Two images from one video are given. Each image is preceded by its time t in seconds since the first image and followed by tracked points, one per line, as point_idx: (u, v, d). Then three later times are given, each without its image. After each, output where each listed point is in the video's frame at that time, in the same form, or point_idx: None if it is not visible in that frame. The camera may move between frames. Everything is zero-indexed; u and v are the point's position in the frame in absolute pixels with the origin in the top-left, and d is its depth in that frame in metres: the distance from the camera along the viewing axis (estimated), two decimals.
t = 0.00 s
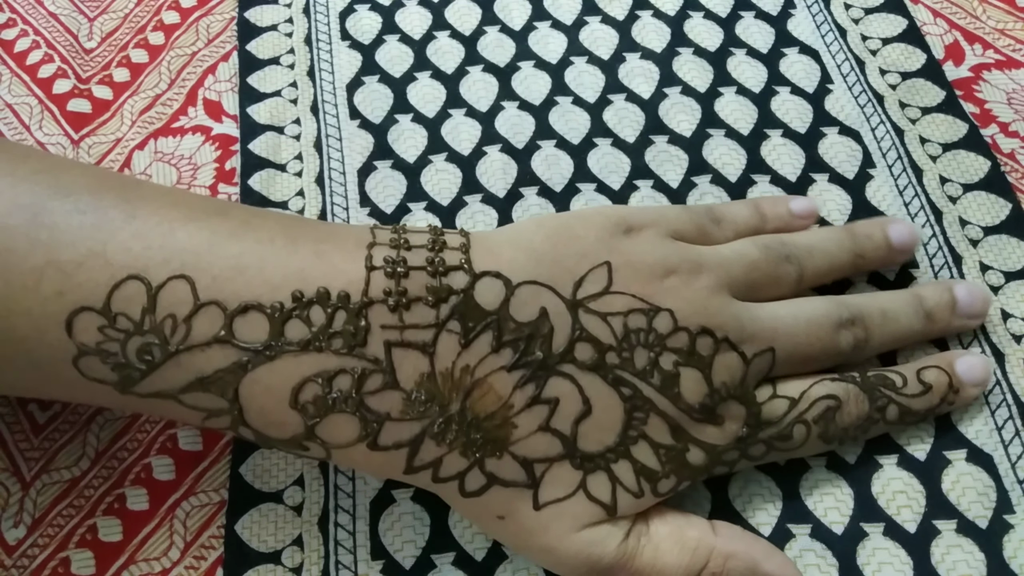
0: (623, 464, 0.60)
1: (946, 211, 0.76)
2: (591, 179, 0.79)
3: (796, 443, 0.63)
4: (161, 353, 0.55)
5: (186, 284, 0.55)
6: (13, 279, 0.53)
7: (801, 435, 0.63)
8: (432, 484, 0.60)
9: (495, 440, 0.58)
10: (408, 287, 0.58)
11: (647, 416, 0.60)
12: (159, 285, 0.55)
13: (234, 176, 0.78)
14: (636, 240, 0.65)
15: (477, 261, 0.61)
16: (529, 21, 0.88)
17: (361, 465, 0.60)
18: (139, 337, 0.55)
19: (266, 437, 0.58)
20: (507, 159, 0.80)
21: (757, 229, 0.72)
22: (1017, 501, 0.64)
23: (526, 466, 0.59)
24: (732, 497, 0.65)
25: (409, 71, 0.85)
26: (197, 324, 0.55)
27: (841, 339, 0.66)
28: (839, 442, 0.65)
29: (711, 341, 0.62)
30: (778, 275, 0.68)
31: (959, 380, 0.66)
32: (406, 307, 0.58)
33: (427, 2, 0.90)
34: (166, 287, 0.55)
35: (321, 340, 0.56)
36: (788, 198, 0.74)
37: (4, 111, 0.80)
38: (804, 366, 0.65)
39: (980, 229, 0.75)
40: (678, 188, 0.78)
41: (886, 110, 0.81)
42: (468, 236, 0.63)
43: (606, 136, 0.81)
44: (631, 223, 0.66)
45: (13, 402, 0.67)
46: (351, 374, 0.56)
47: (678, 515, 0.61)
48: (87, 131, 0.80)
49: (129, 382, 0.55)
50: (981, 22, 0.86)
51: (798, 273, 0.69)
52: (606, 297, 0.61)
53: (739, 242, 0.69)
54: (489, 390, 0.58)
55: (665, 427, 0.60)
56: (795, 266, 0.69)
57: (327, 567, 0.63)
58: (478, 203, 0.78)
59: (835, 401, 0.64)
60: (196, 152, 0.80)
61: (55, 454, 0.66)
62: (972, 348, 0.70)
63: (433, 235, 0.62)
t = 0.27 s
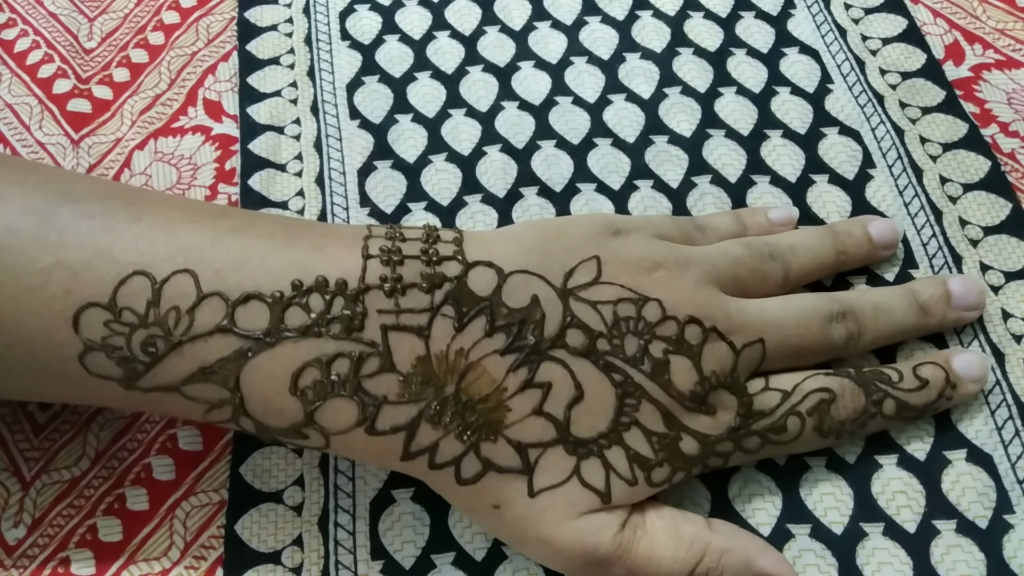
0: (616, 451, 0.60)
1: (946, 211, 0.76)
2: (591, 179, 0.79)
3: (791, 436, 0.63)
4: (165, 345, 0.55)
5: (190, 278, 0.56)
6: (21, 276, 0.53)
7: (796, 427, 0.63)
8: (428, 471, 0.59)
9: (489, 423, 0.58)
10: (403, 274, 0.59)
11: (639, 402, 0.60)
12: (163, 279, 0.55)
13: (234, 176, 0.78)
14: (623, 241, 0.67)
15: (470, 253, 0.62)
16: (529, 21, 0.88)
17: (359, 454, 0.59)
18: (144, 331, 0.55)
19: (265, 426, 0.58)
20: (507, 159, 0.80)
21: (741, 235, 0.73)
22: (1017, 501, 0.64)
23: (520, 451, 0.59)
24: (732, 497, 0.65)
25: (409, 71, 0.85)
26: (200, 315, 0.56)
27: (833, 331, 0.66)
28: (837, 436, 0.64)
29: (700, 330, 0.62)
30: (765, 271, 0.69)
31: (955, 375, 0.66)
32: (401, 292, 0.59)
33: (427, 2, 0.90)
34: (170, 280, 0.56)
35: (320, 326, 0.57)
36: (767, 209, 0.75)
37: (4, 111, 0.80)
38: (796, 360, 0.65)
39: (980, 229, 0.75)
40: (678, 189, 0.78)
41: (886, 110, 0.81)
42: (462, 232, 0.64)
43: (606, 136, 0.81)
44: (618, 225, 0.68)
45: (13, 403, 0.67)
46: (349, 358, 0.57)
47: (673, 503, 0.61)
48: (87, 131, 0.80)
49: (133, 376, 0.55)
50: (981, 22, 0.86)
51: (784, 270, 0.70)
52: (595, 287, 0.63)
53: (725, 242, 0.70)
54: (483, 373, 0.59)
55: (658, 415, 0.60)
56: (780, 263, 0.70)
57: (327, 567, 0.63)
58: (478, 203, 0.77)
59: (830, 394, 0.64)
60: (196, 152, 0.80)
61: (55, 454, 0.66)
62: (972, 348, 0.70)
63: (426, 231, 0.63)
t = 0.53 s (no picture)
0: (604, 434, 0.60)
1: (946, 211, 0.76)
2: (591, 179, 0.79)
3: (780, 437, 0.63)
4: (163, 324, 0.57)
5: (188, 260, 0.58)
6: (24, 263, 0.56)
7: (785, 428, 0.63)
8: (418, 447, 0.60)
9: (479, 398, 0.59)
10: (397, 253, 0.62)
11: (626, 387, 0.61)
12: (162, 262, 0.58)
13: (234, 176, 0.78)
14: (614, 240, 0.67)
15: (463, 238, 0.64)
16: (529, 21, 0.88)
17: (352, 429, 0.60)
18: (143, 311, 0.57)
19: (260, 401, 0.59)
20: (507, 159, 0.80)
21: (742, 238, 0.73)
22: (1017, 501, 0.64)
23: (509, 428, 0.59)
24: (732, 496, 0.65)
25: (409, 71, 0.85)
26: (198, 294, 0.58)
27: (827, 334, 0.66)
28: (826, 441, 0.64)
29: (686, 323, 0.63)
30: (762, 275, 0.69)
31: (954, 386, 0.65)
32: (394, 269, 0.61)
33: (427, 2, 0.90)
34: (169, 262, 0.58)
35: (316, 300, 0.59)
36: (770, 210, 0.75)
37: (4, 111, 0.80)
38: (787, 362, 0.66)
39: (980, 229, 0.75)
40: (678, 189, 0.78)
41: (886, 110, 0.81)
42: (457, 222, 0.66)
43: (606, 136, 0.81)
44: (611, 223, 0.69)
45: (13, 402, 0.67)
46: (343, 330, 0.59)
47: (661, 490, 0.61)
48: (87, 131, 0.80)
49: (132, 357, 0.57)
50: (981, 22, 0.86)
51: (785, 276, 0.70)
52: (585, 276, 0.64)
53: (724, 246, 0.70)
54: (473, 348, 0.60)
55: (646, 401, 0.61)
56: (780, 268, 0.70)
57: (326, 567, 0.63)
58: (478, 203, 0.77)
59: (821, 397, 0.63)
60: (196, 152, 0.80)
61: (55, 454, 0.66)
62: (972, 348, 0.70)
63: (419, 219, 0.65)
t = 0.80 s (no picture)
0: (592, 427, 0.59)
1: (946, 211, 0.76)
2: (591, 179, 0.79)
3: (770, 439, 0.62)
4: (157, 312, 0.57)
5: (182, 249, 0.58)
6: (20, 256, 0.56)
7: (776, 431, 0.62)
8: (407, 433, 0.60)
9: (468, 385, 0.59)
10: (388, 241, 0.62)
11: (616, 380, 0.60)
12: (156, 250, 0.58)
13: (234, 176, 0.78)
14: (611, 236, 0.67)
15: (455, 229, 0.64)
16: (529, 21, 0.88)
17: (343, 415, 0.60)
18: (137, 299, 0.57)
19: (251, 387, 0.59)
20: (507, 159, 0.80)
21: (743, 243, 0.73)
22: (1017, 501, 0.64)
23: (497, 416, 0.59)
24: (732, 496, 0.65)
25: (409, 71, 0.85)
26: (191, 282, 0.58)
27: (821, 349, 0.66)
28: (816, 447, 0.63)
29: (678, 320, 0.63)
30: (760, 284, 0.69)
31: (947, 401, 0.65)
32: (385, 257, 0.61)
33: (427, 2, 0.90)
34: (163, 251, 0.58)
35: (307, 287, 0.59)
36: (774, 215, 0.75)
37: (4, 111, 0.80)
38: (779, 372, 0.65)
39: (980, 229, 0.75)
40: (678, 189, 0.78)
41: (886, 110, 0.81)
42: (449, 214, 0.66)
43: (606, 136, 0.81)
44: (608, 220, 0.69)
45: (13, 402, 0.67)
46: (334, 316, 0.59)
47: (651, 482, 0.61)
48: (87, 130, 0.80)
49: (127, 346, 0.57)
50: (981, 22, 0.86)
51: (785, 287, 0.69)
52: (578, 270, 0.64)
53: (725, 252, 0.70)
54: (463, 336, 0.60)
55: (636, 395, 0.60)
56: (781, 279, 0.70)
57: (326, 567, 0.63)
58: (478, 203, 0.77)
59: (812, 403, 0.63)
60: (196, 152, 0.80)
61: (55, 454, 0.66)
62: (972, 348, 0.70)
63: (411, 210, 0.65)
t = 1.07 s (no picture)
0: (581, 422, 0.59)
1: (946, 211, 0.76)
2: (591, 179, 0.79)
3: (759, 440, 0.62)
4: (149, 305, 0.57)
5: (173, 243, 0.58)
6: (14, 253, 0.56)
7: (765, 432, 0.62)
8: (396, 425, 0.60)
9: (457, 377, 0.59)
10: (380, 235, 0.62)
11: (605, 376, 0.60)
12: (147, 245, 0.58)
13: (234, 176, 0.78)
14: (607, 234, 0.68)
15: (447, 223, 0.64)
16: (529, 21, 0.88)
17: (334, 407, 0.61)
18: (129, 292, 0.57)
19: (244, 379, 0.59)
20: (507, 159, 0.80)
21: (742, 248, 0.73)
22: (1017, 501, 0.64)
23: (486, 409, 0.59)
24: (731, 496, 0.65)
25: (409, 71, 0.85)
26: (182, 275, 0.58)
27: (814, 353, 0.65)
28: (804, 451, 0.63)
29: (670, 318, 0.63)
30: (755, 285, 0.69)
31: (938, 410, 0.65)
32: (377, 250, 0.61)
33: (427, 2, 0.90)
34: (154, 245, 0.58)
35: (298, 279, 0.59)
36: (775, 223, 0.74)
37: (4, 111, 0.80)
38: (772, 374, 0.65)
39: (980, 229, 0.75)
40: (678, 189, 0.78)
41: (886, 110, 0.81)
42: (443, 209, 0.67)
43: (606, 136, 0.81)
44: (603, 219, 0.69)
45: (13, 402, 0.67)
46: (325, 308, 0.59)
47: (642, 473, 0.61)
48: (87, 131, 0.80)
49: (119, 339, 0.57)
50: (981, 22, 0.86)
51: (779, 291, 0.69)
52: (570, 266, 0.64)
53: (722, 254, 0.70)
54: (452, 328, 0.60)
55: (625, 391, 0.60)
56: (775, 282, 0.69)
57: (326, 567, 0.63)
58: (477, 203, 0.77)
59: (803, 406, 0.63)
60: (196, 152, 0.80)
61: (55, 454, 0.66)
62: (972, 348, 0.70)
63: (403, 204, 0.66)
